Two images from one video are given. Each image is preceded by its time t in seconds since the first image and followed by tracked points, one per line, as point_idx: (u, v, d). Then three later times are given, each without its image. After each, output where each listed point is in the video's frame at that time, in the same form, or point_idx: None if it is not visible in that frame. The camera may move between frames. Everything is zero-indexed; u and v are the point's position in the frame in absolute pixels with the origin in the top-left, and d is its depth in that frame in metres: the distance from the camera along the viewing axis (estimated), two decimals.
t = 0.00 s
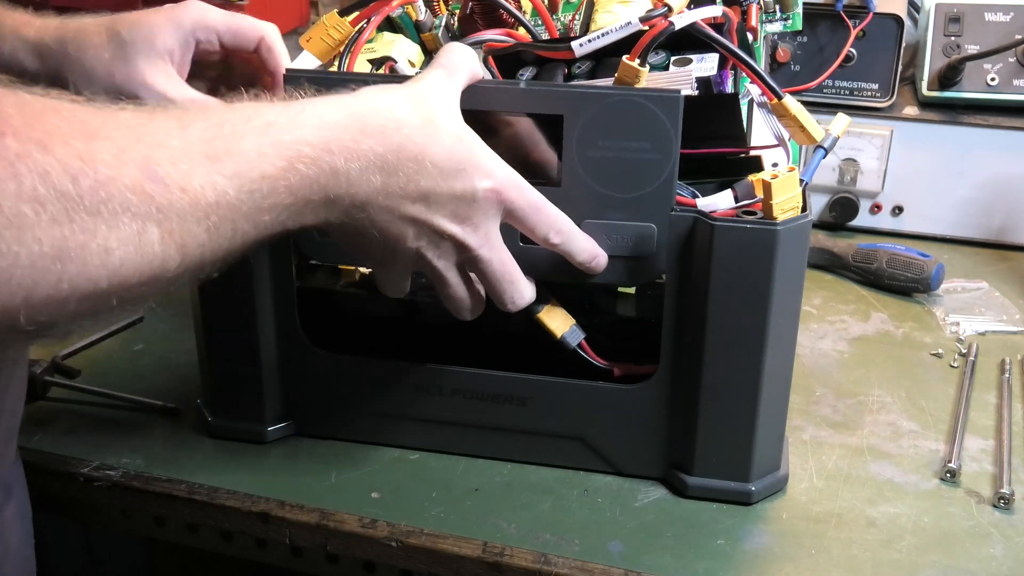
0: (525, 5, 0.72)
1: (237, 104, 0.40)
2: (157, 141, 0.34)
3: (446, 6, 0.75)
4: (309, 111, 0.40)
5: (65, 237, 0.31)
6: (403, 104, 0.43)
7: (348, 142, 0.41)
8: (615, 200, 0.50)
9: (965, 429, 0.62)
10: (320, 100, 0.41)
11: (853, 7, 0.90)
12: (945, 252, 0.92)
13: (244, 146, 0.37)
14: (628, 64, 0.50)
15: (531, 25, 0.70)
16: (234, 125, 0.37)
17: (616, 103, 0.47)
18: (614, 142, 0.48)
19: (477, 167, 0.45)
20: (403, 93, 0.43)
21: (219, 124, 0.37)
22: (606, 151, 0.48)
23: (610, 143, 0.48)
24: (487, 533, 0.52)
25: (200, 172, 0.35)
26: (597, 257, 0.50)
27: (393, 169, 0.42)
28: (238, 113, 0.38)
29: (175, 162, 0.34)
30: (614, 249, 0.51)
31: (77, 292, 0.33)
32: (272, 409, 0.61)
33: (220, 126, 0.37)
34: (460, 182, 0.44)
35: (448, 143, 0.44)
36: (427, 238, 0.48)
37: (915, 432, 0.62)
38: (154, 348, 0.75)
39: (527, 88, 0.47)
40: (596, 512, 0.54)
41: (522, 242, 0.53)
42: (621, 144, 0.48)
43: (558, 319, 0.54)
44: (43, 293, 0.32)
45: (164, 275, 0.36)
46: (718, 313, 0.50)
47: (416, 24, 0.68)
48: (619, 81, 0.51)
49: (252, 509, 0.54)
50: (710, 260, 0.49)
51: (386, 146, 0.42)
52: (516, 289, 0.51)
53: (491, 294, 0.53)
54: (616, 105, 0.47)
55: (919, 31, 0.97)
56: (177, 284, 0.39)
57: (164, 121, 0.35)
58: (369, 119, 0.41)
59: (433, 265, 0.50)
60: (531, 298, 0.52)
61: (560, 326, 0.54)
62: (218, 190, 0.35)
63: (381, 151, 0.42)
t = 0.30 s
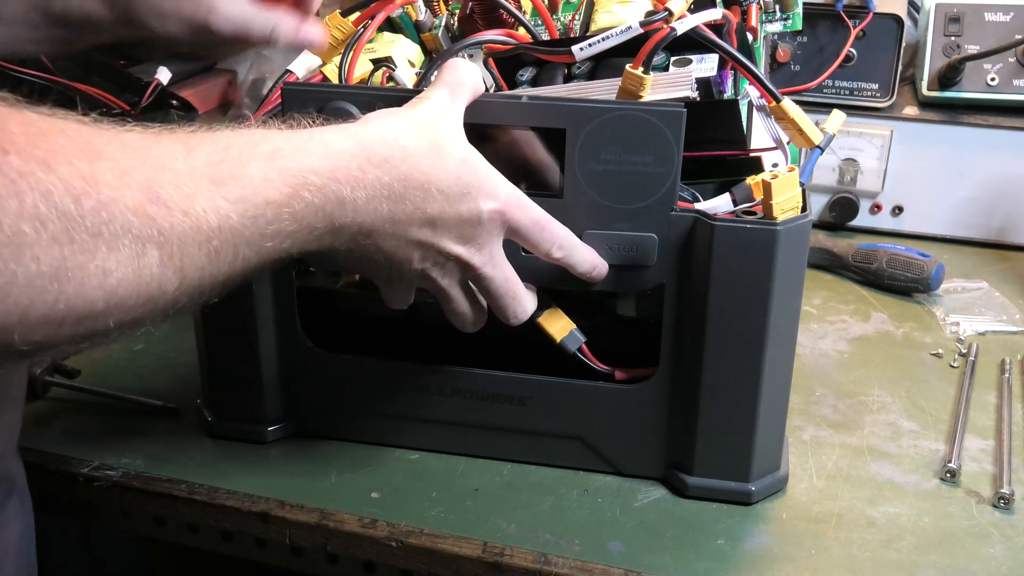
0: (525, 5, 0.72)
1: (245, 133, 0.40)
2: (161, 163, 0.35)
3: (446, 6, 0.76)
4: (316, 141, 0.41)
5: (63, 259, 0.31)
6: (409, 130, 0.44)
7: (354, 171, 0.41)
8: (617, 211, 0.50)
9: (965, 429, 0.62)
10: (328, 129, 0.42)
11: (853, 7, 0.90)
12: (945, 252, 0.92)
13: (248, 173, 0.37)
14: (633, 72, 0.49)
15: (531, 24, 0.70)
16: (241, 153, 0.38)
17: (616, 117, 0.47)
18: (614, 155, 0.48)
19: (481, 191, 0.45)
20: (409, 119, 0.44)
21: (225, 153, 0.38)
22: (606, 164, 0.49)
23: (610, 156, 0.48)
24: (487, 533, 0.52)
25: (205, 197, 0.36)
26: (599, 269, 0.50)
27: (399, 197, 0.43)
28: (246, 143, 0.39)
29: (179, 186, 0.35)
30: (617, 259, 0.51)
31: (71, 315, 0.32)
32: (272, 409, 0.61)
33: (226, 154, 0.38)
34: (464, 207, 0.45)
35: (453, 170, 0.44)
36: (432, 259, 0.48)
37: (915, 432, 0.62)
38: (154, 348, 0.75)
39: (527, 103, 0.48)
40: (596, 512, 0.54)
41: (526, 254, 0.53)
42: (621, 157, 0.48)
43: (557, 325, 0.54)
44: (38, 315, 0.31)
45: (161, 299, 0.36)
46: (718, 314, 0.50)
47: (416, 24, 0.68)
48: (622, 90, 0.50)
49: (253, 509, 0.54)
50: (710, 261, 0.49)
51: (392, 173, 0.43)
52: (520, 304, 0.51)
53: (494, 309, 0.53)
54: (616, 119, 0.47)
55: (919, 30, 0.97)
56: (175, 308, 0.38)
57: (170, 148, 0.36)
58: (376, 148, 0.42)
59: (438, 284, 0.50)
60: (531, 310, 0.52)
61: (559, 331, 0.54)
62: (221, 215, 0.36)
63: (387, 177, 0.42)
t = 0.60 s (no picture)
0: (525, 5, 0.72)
1: (239, 138, 0.40)
2: (153, 174, 0.35)
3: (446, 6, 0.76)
4: (311, 146, 0.41)
5: (49, 273, 0.31)
6: (406, 134, 0.43)
7: (349, 176, 0.41)
8: (617, 214, 0.50)
9: (966, 429, 0.62)
10: (323, 133, 0.42)
11: (853, 7, 0.90)
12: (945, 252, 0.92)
13: (240, 183, 0.37)
14: (633, 74, 0.49)
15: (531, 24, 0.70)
16: (234, 161, 0.38)
17: (617, 120, 0.47)
18: (615, 157, 0.48)
19: (477, 195, 0.45)
20: (406, 122, 0.44)
21: (218, 160, 0.38)
22: (607, 167, 0.49)
23: (611, 159, 0.49)
24: (486, 533, 0.52)
25: (195, 207, 0.36)
26: (596, 270, 0.50)
27: (395, 201, 0.43)
28: (240, 150, 0.39)
29: (169, 197, 0.35)
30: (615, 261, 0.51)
31: (58, 328, 0.33)
32: (272, 409, 0.61)
33: (219, 163, 0.38)
34: (460, 211, 0.45)
35: (449, 174, 0.44)
36: (428, 262, 0.48)
37: (915, 432, 0.62)
38: (155, 348, 0.75)
39: (529, 105, 0.48)
40: (596, 512, 0.54)
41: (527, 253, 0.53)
42: (622, 159, 0.48)
43: (557, 324, 0.54)
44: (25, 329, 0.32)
45: (150, 309, 0.36)
46: (718, 314, 0.50)
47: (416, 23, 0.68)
48: (623, 91, 0.50)
49: (252, 509, 0.54)
50: (710, 261, 0.49)
51: (387, 178, 0.42)
52: (516, 307, 0.51)
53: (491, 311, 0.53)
54: (617, 122, 0.47)
55: (919, 30, 0.97)
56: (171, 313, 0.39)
57: (163, 158, 0.36)
58: (373, 153, 0.42)
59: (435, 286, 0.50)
60: (528, 313, 0.52)
61: (559, 330, 0.54)
62: (211, 226, 0.36)
63: (382, 182, 0.42)
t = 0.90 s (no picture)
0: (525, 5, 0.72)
1: (237, 147, 0.40)
2: (153, 187, 0.35)
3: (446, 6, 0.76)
4: (310, 155, 0.41)
5: (51, 291, 0.31)
6: (406, 140, 0.43)
7: (348, 184, 0.41)
8: (615, 217, 0.50)
9: (966, 429, 0.62)
10: (322, 140, 0.42)
11: (853, 7, 0.90)
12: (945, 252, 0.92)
13: (240, 194, 0.37)
14: (638, 79, 0.49)
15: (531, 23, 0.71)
16: (233, 173, 0.38)
17: (616, 125, 0.47)
18: (614, 161, 0.48)
19: (476, 201, 0.45)
20: (405, 128, 0.44)
21: (217, 172, 0.38)
22: (606, 171, 0.49)
23: (610, 163, 0.48)
24: (486, 533, 0.52)
25: (194, 219, 0.36)
26: (596, 273, 0.50)
27: (394, 207, 0.43)
28: (239, 160, 0.39)
29: (169, 210, 0.35)
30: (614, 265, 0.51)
31: (60, 345, 0.33)
32: (272, 409, 0.61)
33: (218, 174, 0.38)
34: (459, 216, 0.45)
35: (448, 180, 0.44)
36: (427, 266, 0.48)
37: (915, 432, 0.62)
38: (154, 348, 0.75)
39: (528, 110, 0.48)
40: (595, 512, 0.54)
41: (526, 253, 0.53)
42: (621, 164, 0.48)
43: (556, 326, 0.54)
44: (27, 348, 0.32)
45: (150, 322, 0.36)
46: (717, 314, 0.50)
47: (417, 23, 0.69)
48: (628, 96, 0.50)
49: (253, 509, 0.54)
50: (710, 262, 0.49)
51: (386, 185, 0.43)
52: (514, 310, 0.51)
53: (489, 315, 0.53)
54: (616, 126, 0.47)
55: (919, 30, 0.97)
56: (169, 323, 0.39)
57: (162, 170, 0.36)
58: (372, 159, 0.42)
59: (434, 290, 0.50)
60: (527, 316, 0.52)
61: (559, 332, 0.54)
62: (212, 237, 0.36)
63: (381, 189, 0.42)
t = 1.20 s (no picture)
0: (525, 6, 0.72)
1: (237, 150, 0.40)
2: (153, 193, 0.35)
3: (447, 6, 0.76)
4: (310, 157, 0.41)
5: (51, 297, 0.32)
6: (406, 142, 0.43)
7: (348, 186, 0.41)
8: (615, 219, 0.50)
9: (966, 429, 0.62)
10: (321, 142, 0.42)
11: (853, 7, 0.90)
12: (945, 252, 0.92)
13: (239, 199, 0.38)
14: (639, 81, 0.49)
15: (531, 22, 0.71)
16: (232, 177, 0.38)
17: (617, 126, 0.47)
18: (615, 163, 0.48)
19: (476, 203, 0.45)
20: (404, 130, 0.44)
21: (217, 176, 0.38)
22: (606, 173, 0.49)
23: (610, 165, 0.48)
24: (486, 533, 0.52)
25: (193, 224, 0.36)
26: (596, 275, 0.50)
27: (394, 209, 0.43)
28: (238, 164, 0.39)
29: (169, 215, 0.35)
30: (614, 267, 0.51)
31: (60, 350, 0.33)
32: (272, 410, 0.61)
33: (218, 178, 0.38)
34: (459, 218, 0.45)
35: (448, 181, 0.44)
36: (427, 268, 0.48)
37: (915, 432, 0.62)
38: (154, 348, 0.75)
39: (528, 111, 0.48)
40: (595, 512, 0.54)
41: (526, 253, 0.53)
42: (621, 165, 0.48)
43: (556, 326, 0.54)
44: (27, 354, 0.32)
45: (151, 327, 0.36)
46: (718, 314, 0.50)
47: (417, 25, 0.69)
48: (630, 99, 0.50)
49: (252, 509, 0.54)
50: (710, 262, 0.49)
51: (386, 187, 0.43)
52: (514, 311, 0.51)
53: (489, 316, 0.53)
54: (616, 128, 0.47)
55: (919, 30, 0.97)
56: (170, 328, 0.39)
57: (162, 176, 0.36)
58: (372, 161, 0.42)
59: (434, 291, 0.50)
60: (527, 318, 0.52)
61: (559, 333, 0.54)
62: (211, 242, 0.36)
63: (381, 191, 0.42)
